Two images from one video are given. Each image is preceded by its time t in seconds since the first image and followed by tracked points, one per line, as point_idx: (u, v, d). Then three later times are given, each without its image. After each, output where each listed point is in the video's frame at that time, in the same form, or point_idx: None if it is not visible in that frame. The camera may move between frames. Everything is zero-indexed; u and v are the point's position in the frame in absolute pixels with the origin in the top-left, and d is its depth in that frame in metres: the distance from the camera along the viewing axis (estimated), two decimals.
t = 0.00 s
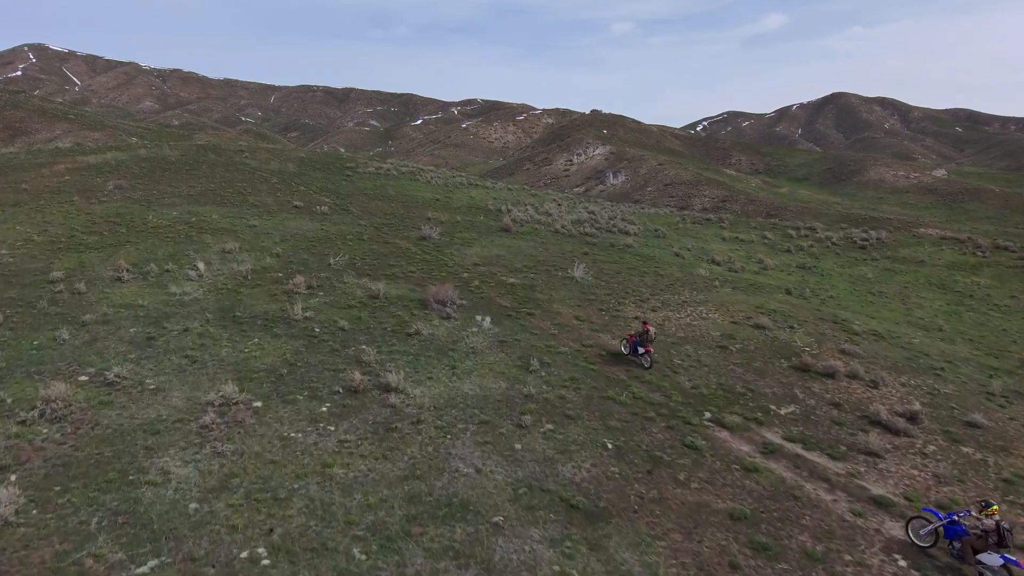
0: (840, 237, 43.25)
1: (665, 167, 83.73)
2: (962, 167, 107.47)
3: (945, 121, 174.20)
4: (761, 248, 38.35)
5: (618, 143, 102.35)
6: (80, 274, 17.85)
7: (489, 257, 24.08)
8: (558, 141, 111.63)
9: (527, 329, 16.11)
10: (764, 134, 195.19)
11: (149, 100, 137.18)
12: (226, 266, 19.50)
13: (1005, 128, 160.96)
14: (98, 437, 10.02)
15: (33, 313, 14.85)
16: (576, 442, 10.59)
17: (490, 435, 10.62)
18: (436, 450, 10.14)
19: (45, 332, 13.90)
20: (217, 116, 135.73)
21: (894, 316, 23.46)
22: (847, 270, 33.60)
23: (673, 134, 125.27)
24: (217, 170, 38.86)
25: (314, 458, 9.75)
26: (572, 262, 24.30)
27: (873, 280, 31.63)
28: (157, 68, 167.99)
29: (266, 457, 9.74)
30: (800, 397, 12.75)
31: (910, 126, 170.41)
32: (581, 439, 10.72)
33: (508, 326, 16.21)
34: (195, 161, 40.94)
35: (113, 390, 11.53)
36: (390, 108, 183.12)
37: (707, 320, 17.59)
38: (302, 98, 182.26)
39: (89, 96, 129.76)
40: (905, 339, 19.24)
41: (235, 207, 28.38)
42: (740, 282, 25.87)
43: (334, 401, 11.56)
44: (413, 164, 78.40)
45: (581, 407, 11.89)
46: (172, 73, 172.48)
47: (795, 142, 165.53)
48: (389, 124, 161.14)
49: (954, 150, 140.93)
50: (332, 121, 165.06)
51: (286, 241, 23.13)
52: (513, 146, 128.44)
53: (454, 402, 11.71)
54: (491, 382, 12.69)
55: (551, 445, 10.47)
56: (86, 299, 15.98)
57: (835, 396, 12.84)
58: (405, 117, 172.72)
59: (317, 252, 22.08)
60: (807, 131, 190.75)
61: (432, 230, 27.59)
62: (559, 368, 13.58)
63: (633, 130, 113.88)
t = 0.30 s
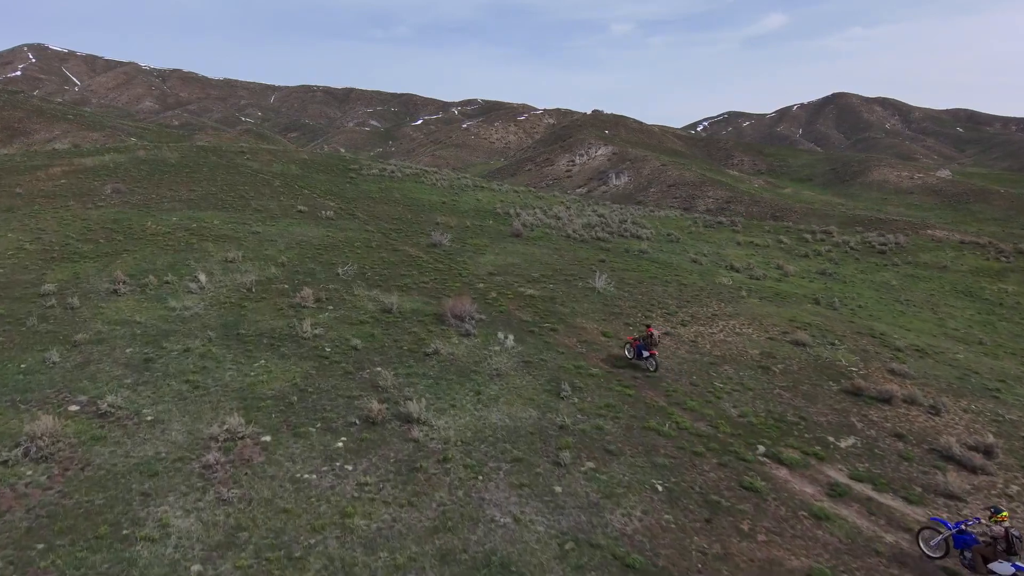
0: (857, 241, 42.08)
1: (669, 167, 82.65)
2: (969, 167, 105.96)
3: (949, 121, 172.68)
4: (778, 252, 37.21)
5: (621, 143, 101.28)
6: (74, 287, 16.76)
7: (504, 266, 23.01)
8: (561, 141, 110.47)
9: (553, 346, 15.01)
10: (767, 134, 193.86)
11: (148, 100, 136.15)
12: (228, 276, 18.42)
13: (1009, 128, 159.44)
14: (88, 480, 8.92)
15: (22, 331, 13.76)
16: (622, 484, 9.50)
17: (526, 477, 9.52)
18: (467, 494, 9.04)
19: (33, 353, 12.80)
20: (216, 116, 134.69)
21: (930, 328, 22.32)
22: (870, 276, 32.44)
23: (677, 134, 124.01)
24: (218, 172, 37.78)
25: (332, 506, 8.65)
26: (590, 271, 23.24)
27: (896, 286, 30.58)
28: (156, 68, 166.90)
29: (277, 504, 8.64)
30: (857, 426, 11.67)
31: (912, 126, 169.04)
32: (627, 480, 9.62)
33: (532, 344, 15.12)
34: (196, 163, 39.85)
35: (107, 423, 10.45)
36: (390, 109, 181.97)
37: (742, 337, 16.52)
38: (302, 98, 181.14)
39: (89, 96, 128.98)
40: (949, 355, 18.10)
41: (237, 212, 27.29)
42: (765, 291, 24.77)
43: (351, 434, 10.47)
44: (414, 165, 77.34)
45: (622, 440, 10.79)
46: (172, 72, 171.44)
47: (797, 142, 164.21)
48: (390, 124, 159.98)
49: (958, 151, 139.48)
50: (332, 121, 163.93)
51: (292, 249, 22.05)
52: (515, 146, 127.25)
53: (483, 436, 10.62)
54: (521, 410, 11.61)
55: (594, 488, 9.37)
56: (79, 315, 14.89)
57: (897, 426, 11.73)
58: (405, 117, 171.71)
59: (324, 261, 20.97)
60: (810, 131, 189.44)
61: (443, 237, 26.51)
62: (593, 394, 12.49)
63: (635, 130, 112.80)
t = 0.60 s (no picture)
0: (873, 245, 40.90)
1: (673, 168, 81.54)
2: (974, 168, 104.44)
3: (952, 120, 171.10)
4: (795, 257, 36.10)
5: (624, 143, 100.18)
6: (65, 301, 15.66)
7: (518, 275, 21.90)
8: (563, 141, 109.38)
9: (580, 367, 13.93)
10: (768, 134, 192.59)
11: (149, 100, 135.30)
12: (229, 289, 17.33)
13: (1012, 127, 157.86)
14: (72, 536, 7.77)
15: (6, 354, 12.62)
16: (678, 536, 8.39)
17: (570, 528, 8.41)
18: (506, 551, 7.91)
19: (17, 379, 11.66)
20: (216, 116, 133.69)
21: (967, 341, 21.18)
22: (894, 283, 31.28)
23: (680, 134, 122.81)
24: (219, 175, 36.75)
25: (351, 566, 7.53)
26: (608, 281, 22.15)
27: (920, 293, 29.46)
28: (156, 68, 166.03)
29: (288, 566, 7.49)
30: (925, 461, 10.59)
31: (915, 125, 167.60)
32: (682, 530, 8.52)
33: (558, 364, 14.03)
34: (196, 165, 38.77)
35: (97, 462, 9.33)
36: (390, 109, 180.87)
37: (780, 355, 15.42)
38: (302, 98, 180.08)
39: (89, 96, 128.14)
40: (999, 372, 16.98)
41: (237, 218, 26.18)
42: (791, 300, 23.68)
43: (368, 474, 9.37)
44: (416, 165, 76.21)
45: (669, 481, 9.67)
46: (171, 72, 170.51)
47: (799, 142, 162.96)
48: (390, 124, 158.87)
49: (960, 151, 137.96)
50: (332, 121, 162.83)
51: (296, 257, 20.95)
52: (516, 146, 126.15)
53: (516, 476, 9.52)
54: (553, 444, 10.51)
55: (647, 541, 8.26)
56: (68, 334, 13.78)
57: (970, 462, 10.63)
58: (405, 117, 170.66)
59: (331, 270, 19.89)
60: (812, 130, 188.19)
61: (454, 243, 25.42)
62: (630, 423, 11.39)
63: (637, 130, 111.74)
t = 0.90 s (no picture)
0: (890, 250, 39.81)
1: (678, 168, 80.43)
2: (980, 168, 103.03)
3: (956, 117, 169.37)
4: (813, 262, 35.03)
5: (627, 144, 99.05)
6: (53, 316, 14.59)
7: (535, 284, 20.81)
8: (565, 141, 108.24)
9: (613, 390, 12.85)
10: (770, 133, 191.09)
11: (147, 100, 134.24)
12: (230, 302, 16.25)
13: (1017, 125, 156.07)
14: None
15: None
16: None
17: None
18: None
19: None
20: (215, 116, 132.63)
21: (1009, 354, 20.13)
22: (919, 290, 30.20)
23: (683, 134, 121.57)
24: (218, 177, 35.63)
25: None
26: (628, 290, 21.07)
27: (946, 300, 28.38)
28: (155, 68, 164.91)
29: None
30: (1007, 504, 9.55)
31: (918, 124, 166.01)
32: None
33: (588, 387, 12.96)
34: (195, 166, 37.68)
35: (79, 511, 8.20)
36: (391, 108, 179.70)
37: (824, 375, 14.37)
38: (301, 99, 178.91)
39: (86, 96, 127.11)
40: None
41: (237, 223, 25.08)
42: (819, 309, 22.61)
43: (391, 523, 8.31)
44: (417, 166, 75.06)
45: (728, 529, 8.60)
46: (170, 73, 169.44)
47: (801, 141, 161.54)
48: (390, 124, 157.70)
49: (964, 149, 136.43)
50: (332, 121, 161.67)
51: (300, 265, 19.86)
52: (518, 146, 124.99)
53: (557, 525, 8.45)
54: (595, 484, 9.44)
55: None
56: (55, 355, 12.68)
57: None
58: (404, 117, 169.47)
59: (337, 280, 18.80)
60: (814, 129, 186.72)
61: (465, 249, 24.38)
62: (676, 457, 10.33)
63: (641, 130, 110.58)
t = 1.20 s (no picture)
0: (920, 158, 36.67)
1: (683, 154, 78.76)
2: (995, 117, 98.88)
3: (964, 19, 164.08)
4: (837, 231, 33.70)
5: (629, 135, 97.55)
6: (136, 532, 15.93)
7: (572, 317, 22.38)
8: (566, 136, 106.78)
9: (672, 437, 14.96)
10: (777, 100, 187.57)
11: (138, 104, 132.55)
12: (294, 457, 17.30)
13: None
14: None
15: None
16: None
17: None
18: None
19: None
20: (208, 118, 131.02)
21: None
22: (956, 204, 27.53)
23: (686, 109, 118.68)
24: (230, 201, 35.63)
25: None
26: (662, 310, 21.31)
27: (961, 189, 27.97)
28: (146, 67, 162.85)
29: None
30: None
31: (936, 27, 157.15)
32: None
33: (649, 478, 14.01)
34: (201, 184, 37.51)
35: None
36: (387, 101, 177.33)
37: (870, 391, 15.61)
38: (297, 100, 177.08)
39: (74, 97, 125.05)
40: None
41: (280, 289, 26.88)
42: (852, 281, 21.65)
43: None
44: (409, 166, 74.00)
45: None
46: (162, 72, 167.51)
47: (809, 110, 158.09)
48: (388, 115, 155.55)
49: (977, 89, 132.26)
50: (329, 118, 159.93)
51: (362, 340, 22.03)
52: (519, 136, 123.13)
53: None
54: (674, 554, 11.88)
55: None
56: (217, 523, 15.68)
57: None
58: (398, 118, 168.69)
59: (391, 380, 19.77)
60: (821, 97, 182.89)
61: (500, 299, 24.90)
62: (730, 517, 12.46)
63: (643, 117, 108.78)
